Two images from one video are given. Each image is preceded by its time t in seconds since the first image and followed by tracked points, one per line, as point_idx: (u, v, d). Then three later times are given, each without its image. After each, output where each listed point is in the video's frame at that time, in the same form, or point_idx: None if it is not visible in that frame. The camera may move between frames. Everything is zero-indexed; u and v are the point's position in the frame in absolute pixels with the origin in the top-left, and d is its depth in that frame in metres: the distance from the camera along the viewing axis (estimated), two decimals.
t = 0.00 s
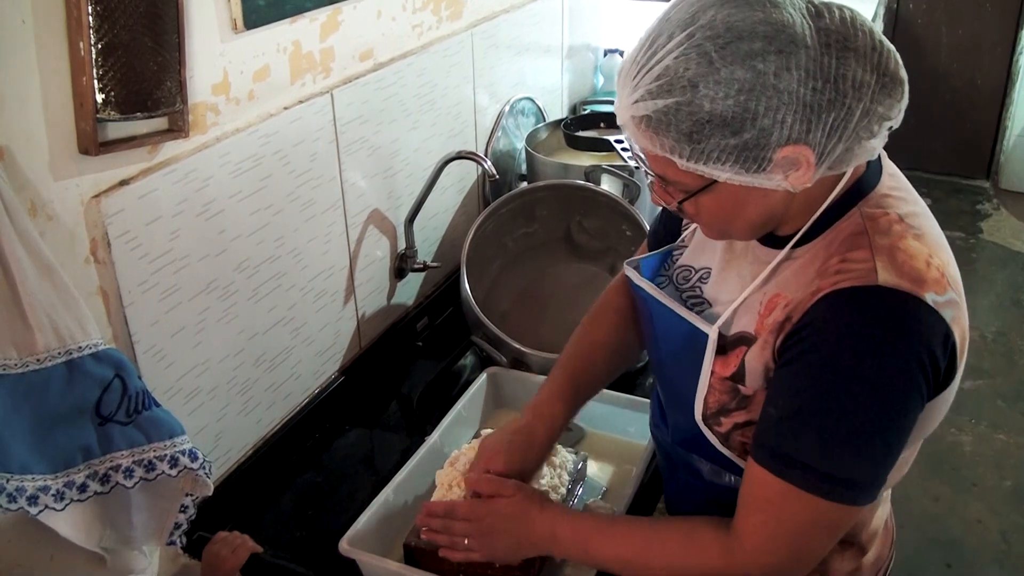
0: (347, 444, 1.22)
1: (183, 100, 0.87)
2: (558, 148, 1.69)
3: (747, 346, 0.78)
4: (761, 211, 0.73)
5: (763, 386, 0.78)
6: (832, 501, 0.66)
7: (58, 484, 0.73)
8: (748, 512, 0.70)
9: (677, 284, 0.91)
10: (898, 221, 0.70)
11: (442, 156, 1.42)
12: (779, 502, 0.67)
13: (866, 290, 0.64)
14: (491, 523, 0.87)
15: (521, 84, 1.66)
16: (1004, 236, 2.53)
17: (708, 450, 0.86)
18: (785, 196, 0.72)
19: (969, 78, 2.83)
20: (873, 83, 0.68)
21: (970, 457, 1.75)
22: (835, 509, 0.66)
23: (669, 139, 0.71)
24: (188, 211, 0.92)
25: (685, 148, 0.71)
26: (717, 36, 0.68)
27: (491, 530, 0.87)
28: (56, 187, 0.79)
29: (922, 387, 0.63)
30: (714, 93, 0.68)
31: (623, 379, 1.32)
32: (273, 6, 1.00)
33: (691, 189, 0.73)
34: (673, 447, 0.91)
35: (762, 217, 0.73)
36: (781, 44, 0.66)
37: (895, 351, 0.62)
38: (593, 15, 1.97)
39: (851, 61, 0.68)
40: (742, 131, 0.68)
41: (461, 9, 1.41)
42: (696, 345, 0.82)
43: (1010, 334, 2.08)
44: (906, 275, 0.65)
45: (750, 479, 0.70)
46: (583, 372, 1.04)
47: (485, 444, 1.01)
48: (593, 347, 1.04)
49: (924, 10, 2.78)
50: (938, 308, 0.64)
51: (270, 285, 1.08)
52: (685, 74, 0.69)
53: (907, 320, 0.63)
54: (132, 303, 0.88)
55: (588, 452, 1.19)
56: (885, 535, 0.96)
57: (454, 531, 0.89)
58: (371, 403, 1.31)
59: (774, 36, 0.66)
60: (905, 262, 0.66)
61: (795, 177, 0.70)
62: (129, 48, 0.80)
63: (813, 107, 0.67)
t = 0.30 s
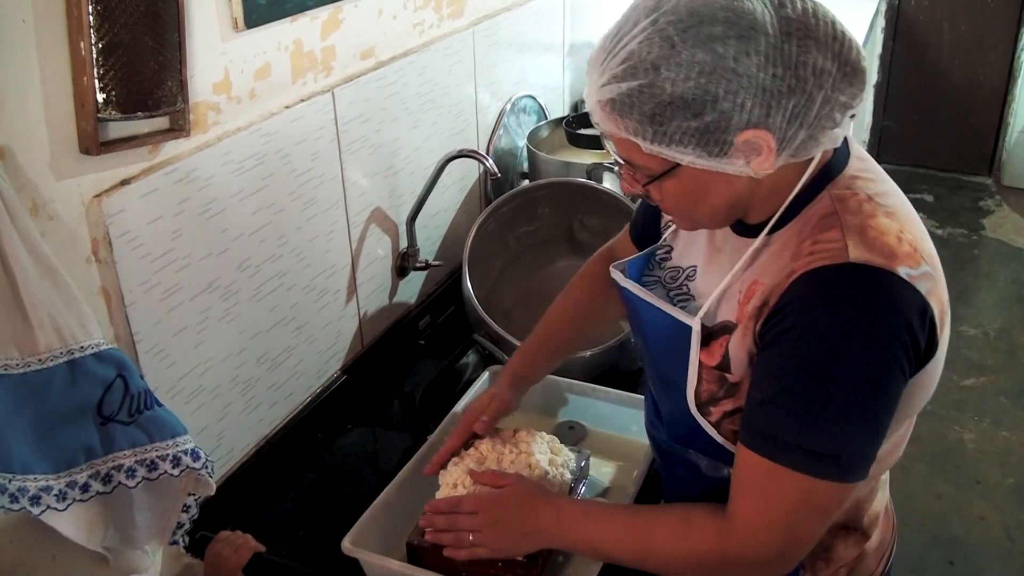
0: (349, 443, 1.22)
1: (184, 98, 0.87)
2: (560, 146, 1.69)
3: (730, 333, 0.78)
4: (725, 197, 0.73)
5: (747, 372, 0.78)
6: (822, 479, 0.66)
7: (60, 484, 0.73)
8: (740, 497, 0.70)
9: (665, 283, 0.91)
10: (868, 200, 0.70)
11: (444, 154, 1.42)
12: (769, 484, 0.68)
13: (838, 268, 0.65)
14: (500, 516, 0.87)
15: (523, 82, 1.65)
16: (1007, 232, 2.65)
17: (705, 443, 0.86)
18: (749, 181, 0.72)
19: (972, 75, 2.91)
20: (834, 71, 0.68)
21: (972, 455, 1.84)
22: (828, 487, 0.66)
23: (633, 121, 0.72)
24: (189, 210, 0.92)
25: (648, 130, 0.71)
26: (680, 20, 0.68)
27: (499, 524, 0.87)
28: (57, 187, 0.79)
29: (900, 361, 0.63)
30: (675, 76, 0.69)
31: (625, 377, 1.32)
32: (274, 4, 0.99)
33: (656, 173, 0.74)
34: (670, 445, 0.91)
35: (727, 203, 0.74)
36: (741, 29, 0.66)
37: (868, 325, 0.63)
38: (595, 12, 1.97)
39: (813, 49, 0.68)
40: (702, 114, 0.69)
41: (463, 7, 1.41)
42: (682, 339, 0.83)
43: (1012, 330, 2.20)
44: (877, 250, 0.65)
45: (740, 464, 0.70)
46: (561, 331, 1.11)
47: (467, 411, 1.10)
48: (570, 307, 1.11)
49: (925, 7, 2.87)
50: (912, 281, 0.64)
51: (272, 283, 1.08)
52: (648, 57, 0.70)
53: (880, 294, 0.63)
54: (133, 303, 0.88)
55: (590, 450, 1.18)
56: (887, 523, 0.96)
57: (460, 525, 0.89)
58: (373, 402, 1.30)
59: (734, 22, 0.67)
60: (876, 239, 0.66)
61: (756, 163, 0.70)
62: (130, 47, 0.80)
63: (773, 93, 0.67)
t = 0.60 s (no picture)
0: (351, 442, 1.22)
1: (186, 97, 0.87)
2: (561, 145, 1.69)
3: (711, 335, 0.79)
4: (680, 193, 0.75)
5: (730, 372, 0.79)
6: (811, 467, 0.66)
7: (62, 484, 0.73)
8: (734, 492, 0.70)
9: (647, 291, 0.91)
10: (829, 189, 0.71)
11: (446, 153, 1.41)
12: (761, 477, 0.67)
13: (802, 257, 0.66)
14: (501, 513, 0.87)
15: (525, 80, 1.65)
16: (1009, 232, 2.68)
17: (701, 444, 0.85)
18: (704, 176, 0.75)
19: (973, 75, 2.90)
20: (775, 64, 0.71)
21: (974, 455, 1.84)
22: (818, 475, 0.66)
23: (580, 117, 0.75)
24: (190, 209, 0.92)
25: (595, 125, 0.74)
26: (620, 18, 0.72)
27: (501, 520, 0.86)
28: (59, 185, 0.79)
29: (874, 343, 0.64)
30: (616, 70, 0.72)
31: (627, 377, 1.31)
32: (276, 2, 0.99)
33: (608, 170, 0.76)
34: (668, 447, 0.91)
35: (685, 200, 0.76)
36: (678, 23, 0.70)
37: (835, 310, 0.63)
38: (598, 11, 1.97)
39: (751, 42, 0.71)
40: (645, 105, 0.71)
41: (465, 5, 1.40)
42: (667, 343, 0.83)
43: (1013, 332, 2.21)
44: (839, 237, 0.66)
45: (731, 459, 0.70)
46: (558, 330, 1.12)
47: (483, 419, 1.08)
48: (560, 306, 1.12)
49: (928, 6, 2.85)
50: (878, 263, 0.65)
51: (275, 281, 1.08)
52: (591, 52, 0.73)
53: (845, 278, 0.64)
54: (135, 302, 0.87)
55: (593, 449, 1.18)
56: (891, 510, 0.96)
57: (460, 522, 0.89)
58: (375, 402, 1.30)
59: (671, 17, 0.71)
60: (838, 225, 0.67)
61: (705, 155, 0.72)
62: (132, 45, 0.79)
63: (713, 83, 0.70)
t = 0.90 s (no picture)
0: (351, 442, 1.22)
1: (186, 97, 0.87)
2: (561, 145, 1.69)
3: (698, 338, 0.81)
4: (654, 193, 0.77)
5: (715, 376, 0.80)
6: (803, 468, 0.66)
7: (62, 483, 0.73)
8: (730, 495, 0.70)
9: (639, 293, 0.94)
10: (805, 190, 0.71)
11: (447, 153, 1.41)
12: (755, 479, 0.68)
13: (776, 260, 0.66)
14: (501, 515, 0.86)
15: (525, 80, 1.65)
16: (1009, 232, 2.68)
17: (695, 445, 0.85)
18: (677, 177, 0.76)
19: (974, 76, 2.90)
20: (738, 65, 0.74)
21: (974, 455, 1.84)
22: (806, 475, 0.66)
23: (551, 120, 0.78)
24: (191, 208, 0.92)
25: (565, 127, 0.77)
26: (584, 24, 0.76)
27: (502, 522, 0.86)
28: (59, 184, 0.79)
29: (854, 342, 0.64)
30: (581, 74, 0.75)
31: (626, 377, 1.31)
32: (277, 2, 0.99)
33: (582, 172, 0.79)
34: (664, 449, 0.91)
35: (658, 202, 0.78)
36: (639, 27, 0.73)
37: (812, 311, 0.63)
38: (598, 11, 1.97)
39: (713, 45, 0.74)
40: (610, 107, 0.74)
41: (466, 5, 1.40)
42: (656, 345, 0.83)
43: (1015, 332, 2.21)
44: (813, 238, 0.66)
45: (725, 462, 0.70)
46: (553, 326, 1.12)
47: (478, 408, 1.10)
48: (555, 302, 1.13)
49: (928, 6, 2.86)
50: (854, 262, 0.65)
51: (275, 282, 1.08)
52: (557, 58, 0.76)
53: (820, 279, 0.64)
54: (135, 302, 0.87)
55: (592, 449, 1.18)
56: (887, 504, 0.97)
57: (460, 525, 0.88)
58: (376, 401, 1.30)
59: (633, 21, 0.74)
60: (813, 226, 0.67)
61: (673, 155, 0.75)
62: (133, 44, 0.79)
63: (675, 84, 0.73)
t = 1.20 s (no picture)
0: (351, 441, 1.22)
1: (188, 96, 0.87)
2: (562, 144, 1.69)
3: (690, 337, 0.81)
4: (634, 193, 0.77)
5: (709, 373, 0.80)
6: (799, 462, 0.66)
7: (63, 482, 0.73)
8: (725, 490, 0.70)
9: (630, 297, 0.94)
10: (792, 185, 0.72)
11: (447, 152, 1.41)
12: (750, 474, 0.68)
13: (768, 253, 0.66)
14: (497, 510, 0.87)
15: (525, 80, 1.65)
16: (1008, 232, 2.69)
17: (694, 445, 0.85)
18: (656, 176, 0.77)
19: (973, 76, 2.90)
20: (718, 67, 0.76)
21: (973, 455, 1.84)
22: (804, 467, 0.66)
23: (532, 115, 0.78)
24: (191, 207, 0.92)
25: (545, 122, 0.78)
26: (568, 21, 0.77)
27: (499, 518, 0.86)
28: (61, 183, 0.79)
29: (847, 334, 0.64)
30: (563, 68, 0.76)
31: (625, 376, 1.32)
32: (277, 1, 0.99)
33: (562, 170, 0.79)
34: (660, 448, 0.91)
35: (638, 201, 0.78)
36: (622, 25, 0.75)
37: (805, 303, 0.64)
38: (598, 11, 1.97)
39: (694, 47, 0.76)
40: (590, 102, 0.75)
41: (465, 5, 1.40)
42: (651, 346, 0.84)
43: (1013, 332, 2.21)
44: (803, 231, 0.67)
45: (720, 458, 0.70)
46: (544, 323, 1.13)
47: (491, 414, 1.09)
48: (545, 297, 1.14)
49: (927, 7, 2.86)
50: (844, 254, 0.66)
51: (276, 280, 1.08)
52: (540, 53, 0.77)
53: (811, 270, 0.64)
54: (136, 301, 0.87)
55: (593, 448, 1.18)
56: (886, 498, 0.97)
57: (457, 521, 0.89)
58: (376, 401, 1.30)
59: (616, 20, 0.75)
60: (802, 220, 0.68)
61: (652, 154, 0.75)
62: (134, 44, 0.79)
63: (656, 81, 0.74)
